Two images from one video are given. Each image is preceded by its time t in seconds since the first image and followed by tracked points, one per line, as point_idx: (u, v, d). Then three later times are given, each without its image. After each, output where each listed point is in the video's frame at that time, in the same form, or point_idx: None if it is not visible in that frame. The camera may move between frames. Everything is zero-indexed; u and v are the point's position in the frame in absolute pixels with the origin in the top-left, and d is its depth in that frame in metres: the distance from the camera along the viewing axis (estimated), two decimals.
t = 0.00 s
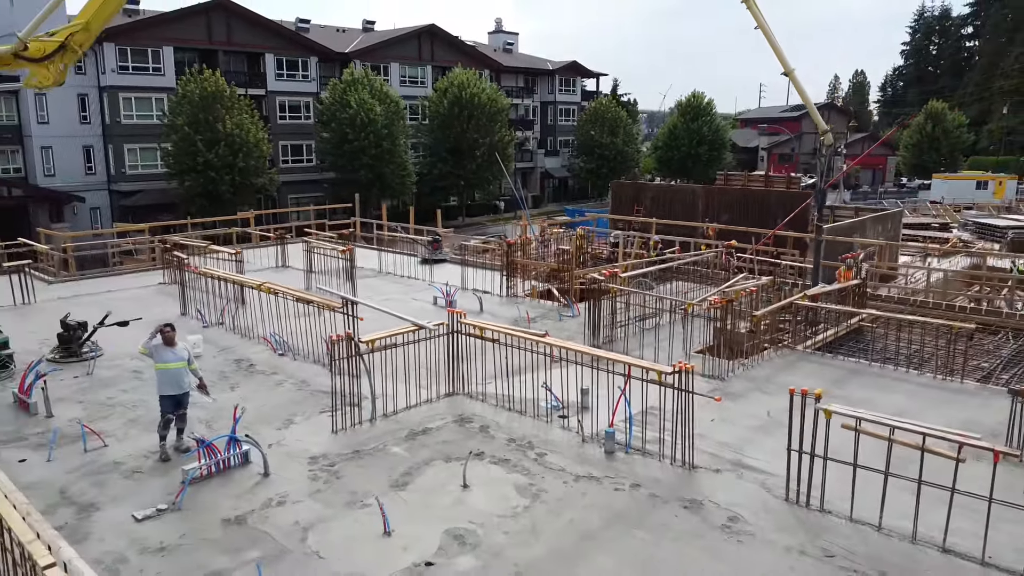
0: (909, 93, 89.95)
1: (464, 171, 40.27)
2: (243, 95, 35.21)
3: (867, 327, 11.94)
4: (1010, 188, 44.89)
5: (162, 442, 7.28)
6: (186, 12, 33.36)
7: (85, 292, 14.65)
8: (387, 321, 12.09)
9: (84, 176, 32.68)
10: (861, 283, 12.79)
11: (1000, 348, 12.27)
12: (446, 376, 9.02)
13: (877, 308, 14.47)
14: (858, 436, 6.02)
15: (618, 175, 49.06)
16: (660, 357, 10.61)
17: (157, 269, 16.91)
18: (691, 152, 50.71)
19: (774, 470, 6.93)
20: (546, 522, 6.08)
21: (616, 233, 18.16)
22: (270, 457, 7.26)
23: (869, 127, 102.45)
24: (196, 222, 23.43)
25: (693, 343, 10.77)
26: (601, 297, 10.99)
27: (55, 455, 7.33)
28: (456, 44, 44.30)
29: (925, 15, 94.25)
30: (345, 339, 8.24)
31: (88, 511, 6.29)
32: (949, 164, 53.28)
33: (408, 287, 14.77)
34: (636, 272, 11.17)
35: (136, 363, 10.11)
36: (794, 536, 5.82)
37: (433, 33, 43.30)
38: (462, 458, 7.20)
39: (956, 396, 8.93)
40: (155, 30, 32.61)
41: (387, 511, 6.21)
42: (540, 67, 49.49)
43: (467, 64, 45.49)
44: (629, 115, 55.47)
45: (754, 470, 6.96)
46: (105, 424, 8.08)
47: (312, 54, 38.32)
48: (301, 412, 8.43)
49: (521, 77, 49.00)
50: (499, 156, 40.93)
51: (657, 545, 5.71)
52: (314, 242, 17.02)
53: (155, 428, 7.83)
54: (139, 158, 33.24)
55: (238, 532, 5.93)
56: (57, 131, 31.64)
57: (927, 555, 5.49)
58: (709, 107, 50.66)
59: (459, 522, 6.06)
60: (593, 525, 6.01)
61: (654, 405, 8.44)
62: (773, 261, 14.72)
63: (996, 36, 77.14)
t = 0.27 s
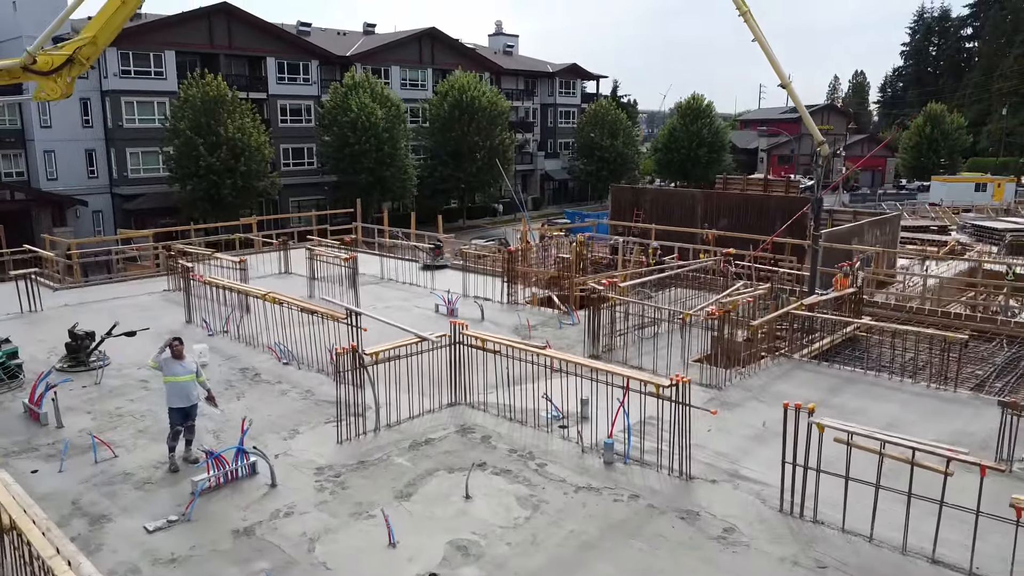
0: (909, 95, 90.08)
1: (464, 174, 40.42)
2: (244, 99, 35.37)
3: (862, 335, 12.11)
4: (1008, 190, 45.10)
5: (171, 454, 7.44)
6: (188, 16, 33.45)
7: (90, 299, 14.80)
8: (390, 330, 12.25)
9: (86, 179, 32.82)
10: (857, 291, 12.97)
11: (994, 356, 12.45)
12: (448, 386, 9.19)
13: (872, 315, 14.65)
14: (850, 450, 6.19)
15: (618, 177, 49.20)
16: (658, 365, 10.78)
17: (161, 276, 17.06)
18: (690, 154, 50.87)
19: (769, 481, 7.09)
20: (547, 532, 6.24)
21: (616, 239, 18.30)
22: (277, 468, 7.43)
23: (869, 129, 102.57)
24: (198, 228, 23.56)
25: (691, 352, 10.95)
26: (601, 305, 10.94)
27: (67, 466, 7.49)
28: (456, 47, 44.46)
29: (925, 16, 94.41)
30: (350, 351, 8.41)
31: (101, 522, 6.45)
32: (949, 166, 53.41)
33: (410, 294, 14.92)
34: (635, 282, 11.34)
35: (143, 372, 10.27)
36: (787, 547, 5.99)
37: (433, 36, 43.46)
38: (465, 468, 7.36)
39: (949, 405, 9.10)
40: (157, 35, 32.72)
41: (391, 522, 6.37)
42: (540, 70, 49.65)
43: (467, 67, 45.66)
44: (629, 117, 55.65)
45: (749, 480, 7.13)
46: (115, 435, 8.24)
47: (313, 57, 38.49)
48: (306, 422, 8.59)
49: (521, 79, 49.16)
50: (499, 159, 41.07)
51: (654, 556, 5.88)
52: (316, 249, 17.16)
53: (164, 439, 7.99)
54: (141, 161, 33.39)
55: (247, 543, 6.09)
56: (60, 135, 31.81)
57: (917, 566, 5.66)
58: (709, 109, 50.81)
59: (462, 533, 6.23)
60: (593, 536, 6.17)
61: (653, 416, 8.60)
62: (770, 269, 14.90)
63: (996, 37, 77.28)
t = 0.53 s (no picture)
0: (909, 96, 90.19)
1: (464, 178, 40.52)
2: (245, 103, 35.47)
3: (860, 346, 12.20)
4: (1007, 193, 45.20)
5: (175, 470, 7.53)
6: (189, 20, 33.54)
7: (92, 308, 14.89)
8: (391, 342, 12.35)
9: (87, 183, 32.90)
10: (855, 302, 13.06)
11: (990, 367, 12.53)
12: (449, 400, 9.29)
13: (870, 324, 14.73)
14: (845, 470, 6.28)
15: (618, 180, 49.28)
16: (657, 377, 10.87)
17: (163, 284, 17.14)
18: (690, 156, 50.97)
19: (765, 498, 7.18)
20: (546, 551, 6.33)
21: (615, 246, 18.39)
22: (280, 485, 7.52)
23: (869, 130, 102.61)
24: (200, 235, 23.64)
25: (689, 365, 11.03)
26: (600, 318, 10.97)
27: (72, 482, 7.59)
28: (456, 50, 44.58)
29: (924, 18, 94.50)
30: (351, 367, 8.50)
31: (106, 540, 6.55)
32: (949, 169, 53.48)
33: (410, 303, 15.01)
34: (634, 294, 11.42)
35: (147, 385, 10.37)
36: (782, 566, 6.09)
37: (433, 40, 43.58)
38: (465, 485, 7.45)
39: (944, 419, 9.19)
40: (158, 39, 32.83)
41: (393, 540, 6.47)
42: (540, 73, 49.77)
43: (467, 70, 45.77)
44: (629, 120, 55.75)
45: (746, 497, 7.22)
46: (119, 450, 8.34)
47: (314, 61, 38.60)
48: (308, 437, 8.68)
49: (521, 82, 49.27)
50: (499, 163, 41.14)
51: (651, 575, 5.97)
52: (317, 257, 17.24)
53: (167, 454, 8.09)
54: (142, 166, 33.47)
55: (251, 562, 6.19)
56: (61, 139, 31.91)
57: None
58: (709, 112, 50.90)
59: (462, 551, 6.33)
60: (592, 554, 6.27)
61: (651, 430, 8.69)
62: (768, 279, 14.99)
63: (995, 39, 77.40)
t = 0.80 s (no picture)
0: (909, 98, 90.21)
1: (464, 181, 40.59)
2: (246, 107, 35.53)
3: (857, 359, 12.27)
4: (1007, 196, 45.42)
5: (178, 488, 7.61)
6: (190, 24, 33.58)
7: (94, 318, 14.95)
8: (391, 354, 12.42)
9: (88, 188, 32.97)
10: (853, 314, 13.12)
11: (987, 378, 12.61)
12: (449, 415, 9.36)
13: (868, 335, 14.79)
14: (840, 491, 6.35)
15: (618, 183, 49.32)
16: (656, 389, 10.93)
17: (165, 293, 17.22)
18: (690, 159, 51.04)
19: (762, 517, 7.25)
20: (545, 572, 6.40)
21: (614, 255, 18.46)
22: (282, 503, 7.60)
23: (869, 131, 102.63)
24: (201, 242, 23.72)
25: (688, 377, 11.09)
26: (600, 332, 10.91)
27: (76, 500, 7.67)
28: (456, 54, 44.62)
29: (925, 18, 94.49)
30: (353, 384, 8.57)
31: (111, 559, 6.62)
32: (949, 171, 53.53)
33: (411, 312, 15.07)
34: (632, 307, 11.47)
35: (149, 398, 10.45)
36: None
37: (434, 43, 43.62)
38: (466, 503, 7.53)
39: (941, 434, 9.25)
40: (159, 44, 32.87)
41: (393, 561, 6.54)
42: (540, 76, 49.82)
43: (467, 73, 45.83)
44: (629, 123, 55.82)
45: (743, 516, 7.29)
46: (123, 466, 8.42)
47: (314, 65, 38.65)
48: (309, 453, 8.75)
49: (521, 85, 49.34)
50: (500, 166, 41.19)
51: None
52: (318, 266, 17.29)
53: (170, 471, 8.16)
54: (143, 170, 33.52)
55: None
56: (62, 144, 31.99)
57: None
58: (709, 115, 50.92)
59: (462, 571, 6.40)
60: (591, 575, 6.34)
61: (650, 446, 8.76)
62: (767, 290, 15.05)
63: (996, 41, 77.43)
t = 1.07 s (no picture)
0: (909, 99, 90.29)
1: (465, 185, 40.63)
2: (247, 111, 35.60)
3: (857, 370, 12.32)
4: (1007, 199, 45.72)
5: (182, 505, 7.67)
6: (190, 29, 33.64)
7: (96, 328, 14.98)
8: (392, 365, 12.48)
9: (90, 192, 33.05)
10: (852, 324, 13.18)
11: (986, 390, 12.67)
12: (450, 430, 9.43)
13: (868, 344, 14.86)
14: (838, 513, 6.41)
15: (618, 186, 49.38)
16: (656, 401, 10.97)
17: (167, 301, 17.28)
18: (691, 162, 51.11)
19: (761, 535, 7.30)
20: None
21: (616, 262, 18.53)
22: (284, 520, 7.66)
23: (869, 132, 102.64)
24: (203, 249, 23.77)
25: (687, 390, 11.15)
26: (601, 344, 10.99)
27: (80, 517, 7.74)
28: (457, 57, 44.66)
29: (925, 19, 94.47)
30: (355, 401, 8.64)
31: None
32: (949, 174, 53.61)
33: (412, 321, 15.12)
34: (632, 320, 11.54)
35: (152, 412, 10.51)
36: None
37: (434, 46, 43.68)
38: (467, 520, 7.58)
39: (938, 449, 9.32)
40: (160, 48, 32.95)
41: None
42: (541, 78, 49.89)
43: (468, 76, 45.88)
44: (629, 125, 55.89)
45: (742, 534, 7.35)
46: (126, 482, 8.48)
47: (315, 69, 38.74)
48: (311, 468, 8.81)
49: (522, 88, 49.38)
50: (500, 170, 41.20)
51: None
52: (320, 273, 17.32)
53: (174, 487, 8.23)
54: (144, 174, 33.58)
55: None
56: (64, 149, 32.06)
57: None
58: (710, 117, 50.96)
59: None
60: None
61: (650, 461, 8.81)
62: (766, 300, 15.13)
63: (996, 42, 77.43)
